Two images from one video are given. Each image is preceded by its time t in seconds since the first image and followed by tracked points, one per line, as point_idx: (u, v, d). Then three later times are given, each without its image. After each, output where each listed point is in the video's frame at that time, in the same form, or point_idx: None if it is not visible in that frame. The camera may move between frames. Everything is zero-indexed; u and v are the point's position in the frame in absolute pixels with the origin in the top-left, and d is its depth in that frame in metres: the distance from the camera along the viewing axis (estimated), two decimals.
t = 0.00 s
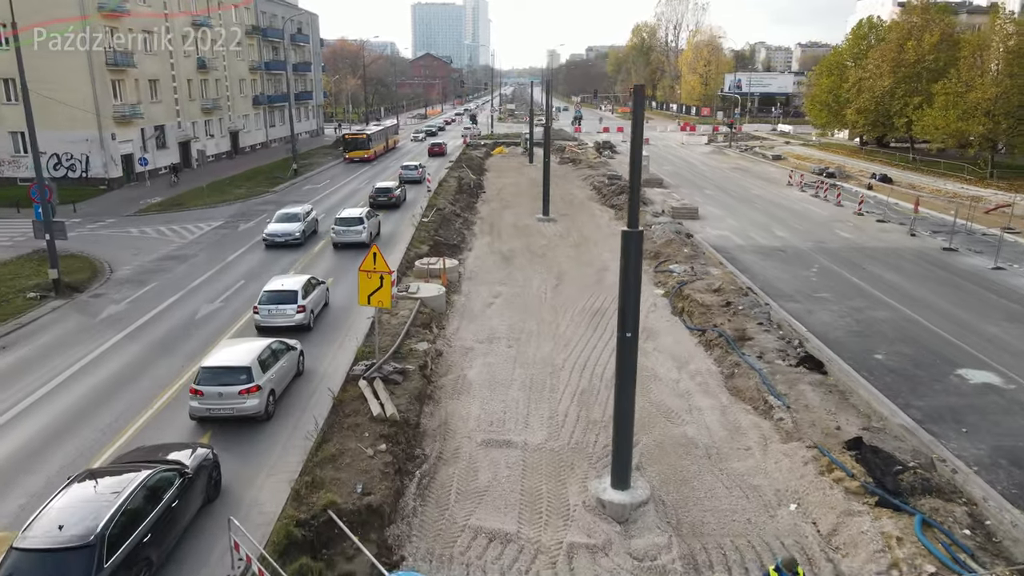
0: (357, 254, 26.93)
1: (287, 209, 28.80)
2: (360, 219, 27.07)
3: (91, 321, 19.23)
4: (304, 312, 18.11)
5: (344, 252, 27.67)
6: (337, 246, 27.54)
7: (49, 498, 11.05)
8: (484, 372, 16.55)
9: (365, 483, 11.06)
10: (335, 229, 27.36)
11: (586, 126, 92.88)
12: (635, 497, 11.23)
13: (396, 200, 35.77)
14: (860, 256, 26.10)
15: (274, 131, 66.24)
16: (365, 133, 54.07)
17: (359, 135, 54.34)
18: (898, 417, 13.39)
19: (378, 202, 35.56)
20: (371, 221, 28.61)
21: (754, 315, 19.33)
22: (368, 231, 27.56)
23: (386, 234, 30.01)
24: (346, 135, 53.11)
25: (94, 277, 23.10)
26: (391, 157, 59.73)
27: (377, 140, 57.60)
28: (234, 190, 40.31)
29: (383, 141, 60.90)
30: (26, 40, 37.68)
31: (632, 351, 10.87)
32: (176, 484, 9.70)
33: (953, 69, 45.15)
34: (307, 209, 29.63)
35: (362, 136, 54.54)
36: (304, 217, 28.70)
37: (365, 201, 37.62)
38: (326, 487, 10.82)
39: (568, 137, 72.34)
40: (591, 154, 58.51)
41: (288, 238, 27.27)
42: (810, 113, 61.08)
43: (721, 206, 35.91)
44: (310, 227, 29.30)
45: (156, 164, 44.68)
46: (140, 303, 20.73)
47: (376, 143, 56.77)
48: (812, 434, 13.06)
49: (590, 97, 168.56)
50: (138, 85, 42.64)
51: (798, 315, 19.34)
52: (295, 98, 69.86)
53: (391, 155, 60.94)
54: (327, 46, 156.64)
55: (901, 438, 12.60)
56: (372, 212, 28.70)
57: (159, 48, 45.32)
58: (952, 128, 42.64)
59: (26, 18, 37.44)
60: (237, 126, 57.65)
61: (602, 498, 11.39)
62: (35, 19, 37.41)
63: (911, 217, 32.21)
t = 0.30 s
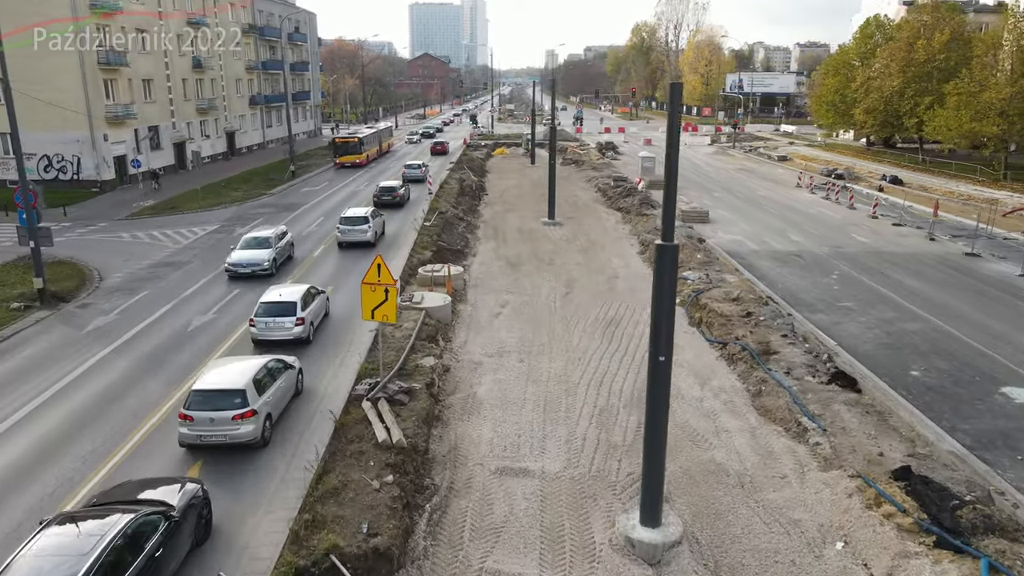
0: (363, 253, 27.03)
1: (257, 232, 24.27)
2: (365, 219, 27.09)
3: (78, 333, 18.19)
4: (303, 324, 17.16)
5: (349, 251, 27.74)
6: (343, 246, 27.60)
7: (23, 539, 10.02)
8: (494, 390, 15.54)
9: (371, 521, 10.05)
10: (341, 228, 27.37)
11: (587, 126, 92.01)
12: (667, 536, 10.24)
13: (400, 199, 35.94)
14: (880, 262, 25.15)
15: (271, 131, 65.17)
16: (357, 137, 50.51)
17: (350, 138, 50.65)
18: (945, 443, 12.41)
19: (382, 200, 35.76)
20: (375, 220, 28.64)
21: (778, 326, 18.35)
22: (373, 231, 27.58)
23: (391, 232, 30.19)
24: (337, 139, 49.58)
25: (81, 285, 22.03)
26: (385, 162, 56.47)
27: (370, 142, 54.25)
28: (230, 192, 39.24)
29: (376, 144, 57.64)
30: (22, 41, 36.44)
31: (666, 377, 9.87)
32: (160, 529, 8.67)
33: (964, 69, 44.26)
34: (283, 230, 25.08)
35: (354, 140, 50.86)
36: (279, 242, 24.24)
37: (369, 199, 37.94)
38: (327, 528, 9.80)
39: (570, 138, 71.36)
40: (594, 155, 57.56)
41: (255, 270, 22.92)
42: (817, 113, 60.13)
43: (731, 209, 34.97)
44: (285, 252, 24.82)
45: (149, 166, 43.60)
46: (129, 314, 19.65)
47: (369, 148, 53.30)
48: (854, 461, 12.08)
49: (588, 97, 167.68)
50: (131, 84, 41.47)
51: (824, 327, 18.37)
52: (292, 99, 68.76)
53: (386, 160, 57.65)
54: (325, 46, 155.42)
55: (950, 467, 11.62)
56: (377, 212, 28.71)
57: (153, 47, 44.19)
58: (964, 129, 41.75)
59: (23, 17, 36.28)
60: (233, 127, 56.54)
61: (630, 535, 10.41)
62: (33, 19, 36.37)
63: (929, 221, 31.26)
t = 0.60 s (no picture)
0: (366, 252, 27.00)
1: (210, 266, 19.58)
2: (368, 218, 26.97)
3: (61, 348, 17.15)
4: (302, 334, 16.22)
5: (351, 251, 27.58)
6: (345, 245, 27.45)
7: None
8: (505, 409, 14.57)
9: (379, 566, 9.06)
10: (344, 227, 27.21)
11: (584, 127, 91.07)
12: None
13: (402, 197, 36.08)
14: (898, 267, 24.28)
15: (264, 132, 64.03)
16: (345, 140, 47.08)
17: (338, 142, 47.27)
18: (996, 471, 11.50)
19: (385, 199, 35.84)
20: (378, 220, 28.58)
21: (801, 338, 17.41)
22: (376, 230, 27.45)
23: (393, 231, 30.17)
24: (323, 143, 46.28)
25: (65, 295, 20.94)
26: (376, 166, 53.32)
27: (359, 146, 50.83)
28: (222, 195, 38.13)
29: (368, 146, 54.67)
30: (24, 40, 35.62)
31: (706, 407, 8.91)
32: None
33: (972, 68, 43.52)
34: (243, 261, 20.40)
35: (342, 143, 47.47)
36: (237, 279, 19.58)
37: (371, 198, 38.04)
38: None
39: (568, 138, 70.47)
40: (594, 156, 56.64)
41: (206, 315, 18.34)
42: (820, 113, 59.28)
43: (739, 212, 34.07)
44: (246, 289, 20.21)
45: (140, 168, 42.44)
46: (116, 326, 18.65)
47: (358, 152, 50.01)
48: (900, 491, 11.16)
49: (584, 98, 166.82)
50: (120, 84, 40.28)
51: (849, 338, 17.46)
52: (286, 99, 67.58)
53: (377, 163, 54.41)
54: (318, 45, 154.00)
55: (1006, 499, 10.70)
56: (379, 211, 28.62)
57: (143, 46, 43.03)
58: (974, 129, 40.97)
59: (23, 17, 35.42)
60: (226, 127, 55.40)
61: None
62: (33, 19, 35.44)
63: (944, 224, 30.40)
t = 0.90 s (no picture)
0: (368, 251, 26.77)
1: (140, 318, 15.19)
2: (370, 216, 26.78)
3: (41, 364, 16.06)
4: (302, 342, 15.43)
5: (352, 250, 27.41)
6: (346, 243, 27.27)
7: None
8: (518, 431, 13.63)
9: None
10: (346, 226, 27.01)
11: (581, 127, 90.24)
12: None
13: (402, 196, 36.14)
14: (917, 273, 23.45)
15: (257, 133, 62.88)
16: (331, 145, 43.68)
17: (323, 146, 43.84)
18: None
19: (386, 197, 35.91)
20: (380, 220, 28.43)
21: (825, 350, 16.51)
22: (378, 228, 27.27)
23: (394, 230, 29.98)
24: (306, 147, 42.87)
25: (47, 305, 19.87)
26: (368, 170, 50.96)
27: (346, 151, 47.34)
28: (214, 198, 37.03)
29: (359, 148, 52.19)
30: (24, 41, 34.56)
31: (754, 442, 7.91)
32: None
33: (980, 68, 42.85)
34: (185, 312, 15.96)
35: (327, 148, 44.05)
36: (174, 336, 15.17)
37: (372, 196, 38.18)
38: None
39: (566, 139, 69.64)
40: (593, 157, 55.79)
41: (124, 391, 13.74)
42: (821, 113, 58.65)
43: (746, 216, 33.25)
44: (187, 347, 15.78)
45: (128, 170, 41.29)
46: (100, 339, 17.59)
47: (345, 157, 46.65)
48: (954, 526, 10.29)
49: (578, 98, 166.12)
50: (108, 84, 39.13)
51: (877, 351, 16.60)
52: (279, 99, 66.47)
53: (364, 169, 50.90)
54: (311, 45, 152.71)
55: None
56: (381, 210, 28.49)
57: (132, 44, 41.89)
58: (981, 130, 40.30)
59: (22, 17, 34.29)
60: (217, 128, 54.24)
61: None
62: (33, 19, 34.39)
63: (959, 227, 29.63)
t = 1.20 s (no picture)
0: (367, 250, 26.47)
1: (9, 417, 10.48)
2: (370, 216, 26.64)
3: (17, 384, 14.99)
4: (302, 351, 14.77)
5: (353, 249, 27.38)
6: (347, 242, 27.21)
7: None
8: (532, 456, 12.67)
9: None
10: (346, 226, 26.89)
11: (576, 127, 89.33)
12: None
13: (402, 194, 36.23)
14: (937, 278, 22.62)
15: (248, 133, 61.68)
16: (314, 151, 40.05)
17: (305, 152, 40.20)
18: None
19: (386, 196, 35.99)
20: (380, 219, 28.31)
21: (852, 364, 15.49)
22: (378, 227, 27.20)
23: (393, 230, 29.68)
24: (287, 153, 39.34)
25: (26, 318, 18.76)
26: (362, 173, 49.55)
27: (331, 158, 43.57)
28: (204, 201, 35.89)
29: (350, 150, 50.81)
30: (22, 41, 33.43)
31: (817, 487, 6.98)
32: None
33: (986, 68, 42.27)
34: (81, 402, 11.39)
35: (310, 154, 40.35)
36: (56, 447, 10.51)
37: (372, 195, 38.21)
38: None
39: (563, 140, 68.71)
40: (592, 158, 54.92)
41: None
42: (821, 114, 58.01)
43: (753, 219, 32.39)
44: (81, 452, 11.17)
45: (115, 172, 40.07)
46: (83, 354, 16.54)
47: (330, 163, 43.00)
48: (1017, 566, 9.41)
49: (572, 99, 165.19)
50: (94, 84, 37.94)
51: (907, 364, 15.74)
52: (270, 98, 65.24)
53: (350, 177, 47.17)
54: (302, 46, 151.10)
55: None
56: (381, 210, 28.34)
57: (119, 43, 40.70)
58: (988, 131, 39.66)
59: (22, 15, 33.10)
60: (207, 129, 53.01)
61: None
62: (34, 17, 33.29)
63: (972, 231, 28.89)
